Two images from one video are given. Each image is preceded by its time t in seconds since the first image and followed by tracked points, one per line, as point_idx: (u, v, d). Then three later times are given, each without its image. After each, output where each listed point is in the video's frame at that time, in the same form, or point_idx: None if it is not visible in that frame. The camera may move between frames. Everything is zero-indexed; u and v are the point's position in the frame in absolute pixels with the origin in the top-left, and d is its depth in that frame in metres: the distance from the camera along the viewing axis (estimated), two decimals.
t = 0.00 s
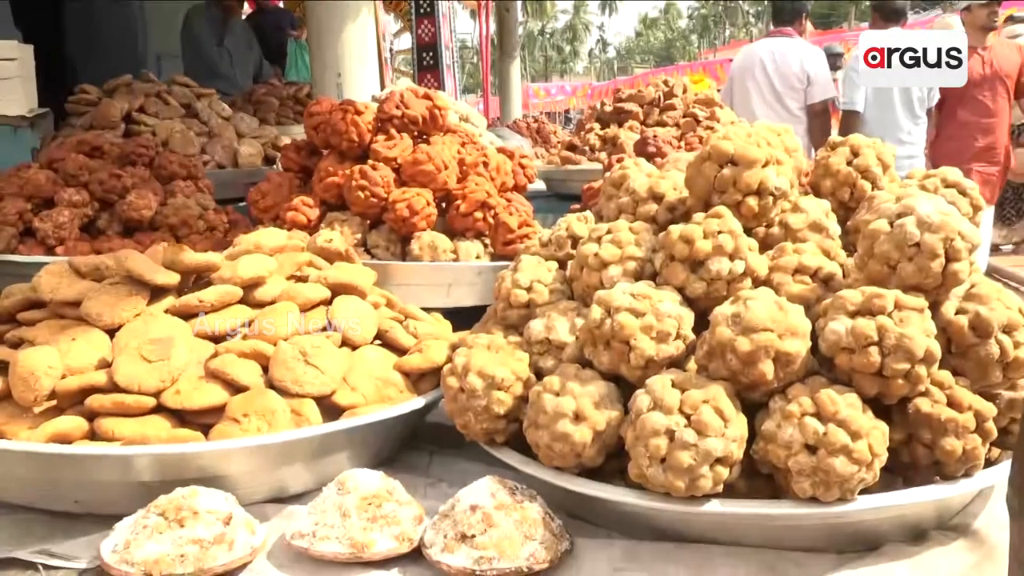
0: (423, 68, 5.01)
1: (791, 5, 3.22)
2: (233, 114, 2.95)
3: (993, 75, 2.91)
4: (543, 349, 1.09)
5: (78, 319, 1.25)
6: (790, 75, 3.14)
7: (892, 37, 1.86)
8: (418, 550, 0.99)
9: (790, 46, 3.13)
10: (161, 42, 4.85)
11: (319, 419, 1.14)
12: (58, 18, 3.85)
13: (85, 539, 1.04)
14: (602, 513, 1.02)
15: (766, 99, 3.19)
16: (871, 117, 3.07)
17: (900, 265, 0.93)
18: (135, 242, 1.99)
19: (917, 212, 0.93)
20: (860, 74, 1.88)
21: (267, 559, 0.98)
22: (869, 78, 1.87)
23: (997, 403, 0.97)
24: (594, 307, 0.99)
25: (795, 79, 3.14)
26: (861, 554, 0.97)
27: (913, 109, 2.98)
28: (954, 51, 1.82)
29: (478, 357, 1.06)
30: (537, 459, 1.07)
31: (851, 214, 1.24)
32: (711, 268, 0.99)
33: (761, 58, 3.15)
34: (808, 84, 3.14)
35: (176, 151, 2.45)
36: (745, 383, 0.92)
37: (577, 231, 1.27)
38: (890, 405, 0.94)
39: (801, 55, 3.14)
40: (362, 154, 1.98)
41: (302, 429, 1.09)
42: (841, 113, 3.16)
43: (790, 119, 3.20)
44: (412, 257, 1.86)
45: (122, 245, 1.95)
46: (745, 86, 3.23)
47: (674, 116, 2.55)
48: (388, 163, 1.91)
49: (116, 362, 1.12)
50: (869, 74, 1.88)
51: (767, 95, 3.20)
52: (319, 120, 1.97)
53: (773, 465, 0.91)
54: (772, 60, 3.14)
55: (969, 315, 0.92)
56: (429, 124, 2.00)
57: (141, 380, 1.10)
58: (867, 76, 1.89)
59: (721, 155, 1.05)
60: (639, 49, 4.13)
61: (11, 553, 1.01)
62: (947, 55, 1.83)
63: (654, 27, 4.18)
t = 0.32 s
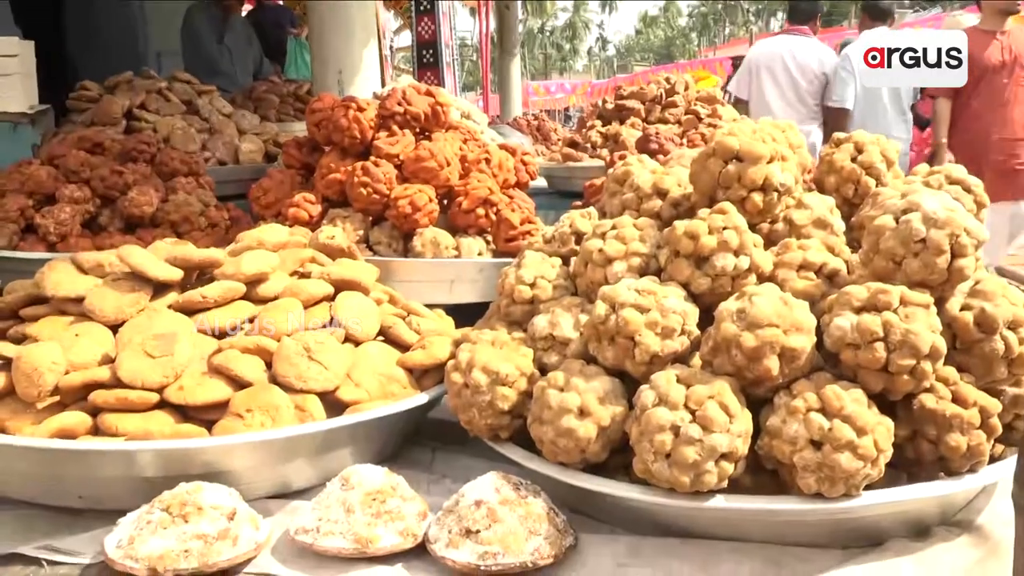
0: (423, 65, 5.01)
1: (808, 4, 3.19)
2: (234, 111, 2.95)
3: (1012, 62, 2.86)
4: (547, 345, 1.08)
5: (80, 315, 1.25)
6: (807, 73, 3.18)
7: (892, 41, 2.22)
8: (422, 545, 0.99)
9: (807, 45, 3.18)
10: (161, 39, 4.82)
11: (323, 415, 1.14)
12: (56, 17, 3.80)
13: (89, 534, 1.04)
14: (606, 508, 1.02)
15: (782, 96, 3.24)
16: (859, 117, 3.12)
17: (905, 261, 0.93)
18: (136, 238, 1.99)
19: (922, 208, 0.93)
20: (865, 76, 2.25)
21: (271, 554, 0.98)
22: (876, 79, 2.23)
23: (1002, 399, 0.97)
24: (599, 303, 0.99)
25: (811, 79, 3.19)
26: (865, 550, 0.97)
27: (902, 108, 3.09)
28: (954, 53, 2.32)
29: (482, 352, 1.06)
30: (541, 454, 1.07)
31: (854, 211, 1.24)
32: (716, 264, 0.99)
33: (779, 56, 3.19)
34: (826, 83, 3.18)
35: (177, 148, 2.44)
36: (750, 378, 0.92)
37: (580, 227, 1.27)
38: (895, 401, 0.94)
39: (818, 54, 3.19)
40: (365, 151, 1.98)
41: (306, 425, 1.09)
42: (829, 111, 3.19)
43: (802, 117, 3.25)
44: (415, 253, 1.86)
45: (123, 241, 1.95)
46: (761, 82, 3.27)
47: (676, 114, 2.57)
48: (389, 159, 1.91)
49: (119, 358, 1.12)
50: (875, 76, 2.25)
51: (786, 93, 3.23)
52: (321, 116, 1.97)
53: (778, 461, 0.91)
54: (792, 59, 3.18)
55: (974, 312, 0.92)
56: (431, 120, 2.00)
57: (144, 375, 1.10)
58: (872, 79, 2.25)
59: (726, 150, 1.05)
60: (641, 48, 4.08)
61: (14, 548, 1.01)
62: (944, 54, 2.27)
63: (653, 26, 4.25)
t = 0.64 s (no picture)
0: (423, 61, 4.98)
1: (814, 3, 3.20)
2: (237, 107, 2.94)
3: None
4: (557, 342, 1.08)
5: (88, 310, 1.25)
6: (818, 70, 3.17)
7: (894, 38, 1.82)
8: (431, 543, 0.99)
9: (813, 43, 3.17)
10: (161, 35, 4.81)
11: (331, 412, 1.13)
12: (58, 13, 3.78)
13: (98, 530, 1.04)
14: (617, 507, 1.01)
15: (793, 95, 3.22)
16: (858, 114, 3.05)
17: (918, 259, 0.93)
18: (140, 234, 1.99)
19: (935, 206, 0.93)
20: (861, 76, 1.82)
21: (281, 552, 0.98)
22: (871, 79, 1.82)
23: (1014, 398, 0.96)
24: (610, 300, 0.99)
25: (821, 77, 3.18)
26: (877, 549, 0.97)
27: (896, 107, 3.03)
28: (954, 53, 1.78)
29: (492, 350, 1.06)
30: (551, 452, 1.07)
31: (864, 209, 1.24)
32: (728, 261, 0.98)
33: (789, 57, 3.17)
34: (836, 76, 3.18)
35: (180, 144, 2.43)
36: (762, 376, 0.92)
37: (589, 224, 1.26)
38: (907, 400, 0.94)
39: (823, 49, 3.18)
40: (369, 147, 1.98)
41: (315, 422, 1.09)
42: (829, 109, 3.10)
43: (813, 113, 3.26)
44: (419, 250, 1.85)
45: (128, 237, 1.95)
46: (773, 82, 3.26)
47: (680, 111, 2.56)
48: (394, 156, 1.90)
49: (128, 354, 1.11)
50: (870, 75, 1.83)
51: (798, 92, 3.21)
52: (325, 113, 1.96)
53: (790, 459, 0.91)
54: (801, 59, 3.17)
55: (987, 310, 0.92)
56: (436, 116, 2.00)
57: (153, 370, 1.09)
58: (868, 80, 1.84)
59: (737, 148, 1.05)
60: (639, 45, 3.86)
61: (24, 543, 1.01)
62: (948, 56, 1.78)
63: (652, 22, 3.78)
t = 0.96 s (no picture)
0: (428, 58, 4.96)
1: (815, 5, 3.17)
2: (246, 104, 2.94)
3: None
4: (575, 339, 1.08)
5: (105, 306, 1.25)
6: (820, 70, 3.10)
7: (893, 33, 1.36)
8: (451, 540, 0.99)
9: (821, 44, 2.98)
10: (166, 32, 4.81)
11: (349, 409, 1.13)
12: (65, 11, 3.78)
13: (117, 527, 1.04)
14: (637, 504, 1.01)
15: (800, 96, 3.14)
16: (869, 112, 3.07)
17: (941, 257, 0.93)
18: (152, 231, 1.99)
19: (958, 204, 0.93)
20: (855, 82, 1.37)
21: (301, 548, 0.98)
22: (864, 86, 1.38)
23: None
24: (630, 297, 0.98)
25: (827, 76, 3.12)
26: (898, 547, 0.97)
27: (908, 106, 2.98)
28: (954, 51, 1.35)
29: (511, 347, 1.06)
30: (570, 449, 1.06)
31: (881, 207, 1.24)
32: (749, 258, 0.98)
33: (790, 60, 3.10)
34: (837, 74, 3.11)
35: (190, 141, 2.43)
36: (784, 374, 0.92)
37: (605, 222, 1.26)
38: (930, 397, 0.93)
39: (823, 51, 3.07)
40: (380, 145, 1.98)
41: (333, 418, 1.09)
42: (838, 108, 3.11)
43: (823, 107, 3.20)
44: (431, 248, 1.85)
45: (139, 234, 1.95)
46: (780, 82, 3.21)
47: (690, 109, 2.55)
48: (406, 153, 1.91)
49: (147, 351, 1.11)
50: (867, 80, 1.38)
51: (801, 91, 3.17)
52: (337, 110, 1.96)
53: (812, 457, 0.91)
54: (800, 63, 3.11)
55: (1009, 308, 0.92)
56: (447, 114, 2.00)
57: (172, 367, 1.09)
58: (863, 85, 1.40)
59: (757, 145, 1.04)
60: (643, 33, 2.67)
61: (44, 539, 1.01)
62: (948, 56, 1.35)
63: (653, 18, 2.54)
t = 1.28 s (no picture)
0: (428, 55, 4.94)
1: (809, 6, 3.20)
2: (251, 101, 2.93)
3: None
4: (594, 335, 1.08)
5: (122, 303, 1.25)
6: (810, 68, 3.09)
7: (893, 36, 1.57)
8: (472, 535, 0.99)
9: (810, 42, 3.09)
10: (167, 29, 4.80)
11: (367, 404, 1.13)
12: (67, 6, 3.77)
13: (137, 522, 1.04)
14: (657, 499, 1.01)
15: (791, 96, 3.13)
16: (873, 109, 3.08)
17: (963, 252, 0.93)
18: (162, 227, 1.99)
19: (980, 199, 0.93)
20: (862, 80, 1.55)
21: (322, 543, 0.98)
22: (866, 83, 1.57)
23: None
24: (650, 292, 0.99)
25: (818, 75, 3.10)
26: (918, 541, 0.97)
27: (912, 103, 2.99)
28: (954, 54, 1.56)
29: (530, 342, 1.06)
30: (590, 444, 1.07)
31: (896, 202, 1.24)
32: (769, 254, 0.98)
33: (783, 56, 3.10)
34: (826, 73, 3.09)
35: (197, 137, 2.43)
36: (806, 369, 0.92)
37: (622, 218, 1.26)
38: (950, 392, 0.94)
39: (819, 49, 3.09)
40: (390, 140, 1.98)
41: (352, 414, 1.09)
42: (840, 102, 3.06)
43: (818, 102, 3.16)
44: (442, 244, 1.85)
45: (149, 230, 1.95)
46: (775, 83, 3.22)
47: (697, 105, 2.55)
48: (416, 149, 1.90)
49: (165, 346, 1.11)
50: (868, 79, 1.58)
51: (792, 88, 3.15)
52: (346, 106, 1.96)
53: (834, 451, 0.91)
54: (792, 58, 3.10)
55: None
56: (456, 110, 2.00)
57: (191, 363, 1.09)
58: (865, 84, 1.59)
59: (776, 140, 1.04)
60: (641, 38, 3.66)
61: (65, 535, 1.01)
62: (949, 56, 1.58)
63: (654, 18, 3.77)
